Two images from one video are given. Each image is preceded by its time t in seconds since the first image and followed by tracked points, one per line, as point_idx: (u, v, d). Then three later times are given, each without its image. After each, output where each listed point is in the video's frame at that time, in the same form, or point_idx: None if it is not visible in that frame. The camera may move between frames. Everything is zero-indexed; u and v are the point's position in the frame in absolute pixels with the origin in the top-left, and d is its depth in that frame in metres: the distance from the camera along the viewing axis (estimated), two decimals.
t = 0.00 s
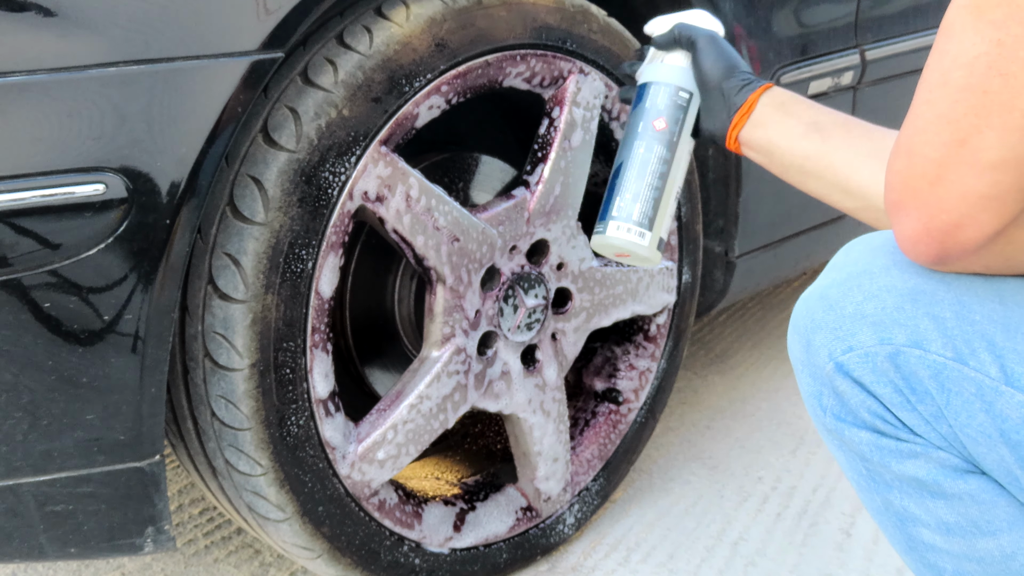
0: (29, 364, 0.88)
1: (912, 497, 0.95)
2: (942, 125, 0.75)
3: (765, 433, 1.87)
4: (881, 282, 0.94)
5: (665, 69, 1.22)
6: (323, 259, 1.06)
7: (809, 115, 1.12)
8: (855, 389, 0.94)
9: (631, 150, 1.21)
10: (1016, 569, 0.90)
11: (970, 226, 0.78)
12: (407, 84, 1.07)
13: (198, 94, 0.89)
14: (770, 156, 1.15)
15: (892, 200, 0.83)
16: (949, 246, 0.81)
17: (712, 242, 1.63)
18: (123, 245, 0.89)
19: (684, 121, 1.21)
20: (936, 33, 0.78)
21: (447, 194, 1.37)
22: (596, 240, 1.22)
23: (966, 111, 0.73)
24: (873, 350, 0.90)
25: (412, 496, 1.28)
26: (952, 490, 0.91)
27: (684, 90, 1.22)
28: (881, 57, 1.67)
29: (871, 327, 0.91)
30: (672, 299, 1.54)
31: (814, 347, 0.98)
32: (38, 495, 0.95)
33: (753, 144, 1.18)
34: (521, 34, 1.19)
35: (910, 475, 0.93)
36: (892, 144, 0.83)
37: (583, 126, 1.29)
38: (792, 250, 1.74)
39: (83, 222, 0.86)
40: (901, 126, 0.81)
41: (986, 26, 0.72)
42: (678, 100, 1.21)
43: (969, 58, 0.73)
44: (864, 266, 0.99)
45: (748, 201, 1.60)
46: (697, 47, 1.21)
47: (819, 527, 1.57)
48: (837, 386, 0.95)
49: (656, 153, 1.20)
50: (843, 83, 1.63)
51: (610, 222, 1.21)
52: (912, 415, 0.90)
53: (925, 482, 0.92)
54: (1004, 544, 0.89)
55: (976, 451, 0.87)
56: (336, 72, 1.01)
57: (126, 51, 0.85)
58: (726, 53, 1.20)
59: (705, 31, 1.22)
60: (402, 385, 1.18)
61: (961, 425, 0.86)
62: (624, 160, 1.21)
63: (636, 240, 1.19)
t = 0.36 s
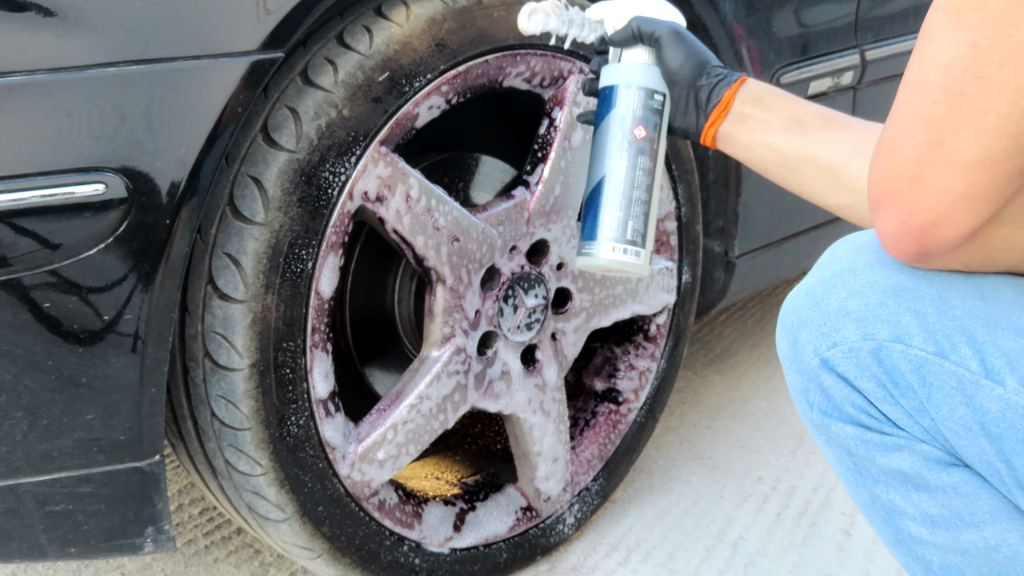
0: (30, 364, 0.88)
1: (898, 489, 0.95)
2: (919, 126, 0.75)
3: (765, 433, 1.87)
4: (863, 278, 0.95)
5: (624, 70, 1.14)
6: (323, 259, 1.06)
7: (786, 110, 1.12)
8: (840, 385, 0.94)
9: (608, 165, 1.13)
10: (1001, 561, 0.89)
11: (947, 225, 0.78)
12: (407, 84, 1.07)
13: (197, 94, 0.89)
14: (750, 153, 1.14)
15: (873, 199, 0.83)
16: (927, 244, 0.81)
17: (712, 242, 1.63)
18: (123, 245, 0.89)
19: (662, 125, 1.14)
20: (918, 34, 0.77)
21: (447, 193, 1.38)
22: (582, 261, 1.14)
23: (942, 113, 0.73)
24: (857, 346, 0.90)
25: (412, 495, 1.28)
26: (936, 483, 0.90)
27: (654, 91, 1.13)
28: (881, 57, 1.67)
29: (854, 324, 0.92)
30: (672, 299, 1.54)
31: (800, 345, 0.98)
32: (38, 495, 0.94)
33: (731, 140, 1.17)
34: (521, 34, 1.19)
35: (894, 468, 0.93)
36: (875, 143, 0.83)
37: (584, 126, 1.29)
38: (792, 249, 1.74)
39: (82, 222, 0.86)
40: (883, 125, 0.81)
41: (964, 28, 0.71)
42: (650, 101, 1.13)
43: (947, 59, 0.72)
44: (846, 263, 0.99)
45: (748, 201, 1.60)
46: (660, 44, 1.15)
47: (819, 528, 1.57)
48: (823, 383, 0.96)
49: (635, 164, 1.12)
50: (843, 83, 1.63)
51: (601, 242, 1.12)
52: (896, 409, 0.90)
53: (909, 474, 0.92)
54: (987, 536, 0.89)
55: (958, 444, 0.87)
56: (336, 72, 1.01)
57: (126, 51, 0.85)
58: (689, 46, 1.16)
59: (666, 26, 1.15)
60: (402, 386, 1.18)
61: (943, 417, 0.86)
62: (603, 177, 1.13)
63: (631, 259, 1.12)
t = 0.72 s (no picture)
0: (29, 364, 0.88)
1: (907, 496, 0.93)
2: (922, 133, 0.74)
3: (765, 433, 1.87)
4: (873, 281, 0.92)
5: (620, 76, 1.24)
6: (323, 259, 1.06)
7: (762, 124, 1.19)
8: (848, 389, 0.92)
9: (576, 161, 1.23)
10: (1011, 569, 0.88)
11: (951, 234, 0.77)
12: (407, 84, 1.07)
13: (197, 94, 0.89)
14: (721, 164, 1.22)
15: (875, 208, 0.81)
16: (930, 255, 0.80)
17: (712, 242, 1.64)
18: (123, 245, 0.89)
19: (634, 131, 1.24)
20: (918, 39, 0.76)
21: (447, 193, 1.38)
22: (530, 249, 1.23)
23: (946, 119, 0.72)
24: (867, 350, 0.89)
25: (412, 496, 1.28)
26: (946, 490, 0.89)
27: (637, 99, 1.23)
28: (881, 57, 1.67)
29: (864, 327, 0.90)
30: (672, 299, 1.54)
31: (807, 348, 0.96)
32: (38, 495, 0.94)
33: (702, 152, 1.25)
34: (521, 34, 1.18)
35: (904, 475, 0.91)
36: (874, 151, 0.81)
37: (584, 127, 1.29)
38: (792, 250, 1.74)
39: (82, 222, 0.86)
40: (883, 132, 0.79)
41: (969, 31, 0.70)
42: (631, 109, 1.23)
43: (951, 64, 0.71)
44: (854, 264, 0.97)
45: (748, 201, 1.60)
46: (652, 51, 1.25)
47: (819, 528, 1.57)
48: (831, 386, 0.94)
49: (599, 164, 1.22)
50: (843, 83, 1.63)
51: (548, 232, 1.22)
52: (906, 415, 0.89)
53: (919, 481, 0.91)
54: (998, 544, 0.88)
55: (970, 450, 0.86)
56: (336, 72, 1.01)
57: (126, 51, 0.85)
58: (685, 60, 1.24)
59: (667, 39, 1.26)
60: (402, 386, 1.18)
61: (955, 424, 0.85)
62: (569, 172, 1.23)
63: (571, 252, 1.21)
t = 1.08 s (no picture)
0: (29, 364, 0.88)
1: (910, 507, 0.94)
2: (923, 146, 0.73)
3: (765, 433, 1.87)
4: (874, 288, 0.92)
5: (597, 64, 1.20)
6: (323, 259, 1.06)
7: (751, 134, 1.17)
8: (852, 400, 0.91)
9: (548, 153, 1.21)
10: None
11: (953, 249, 0.76)
12: (407, 84, 1.08)
13: (196, 94, 0.89)
14: (709, 173, 1.20)
15: (875, 222, 0.81)
16: (932, 270, 0.79)
17: (712, 242, 1.64)
18: (123, 245, 0.89)
19: (613, 126, 1.22)
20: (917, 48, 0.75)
21: (447, 193, 1.38)
22: (495, 241, 1.22)
23: (948, 132, 0.71)
24: (870, 359, 0.88)
25: (412, 496, 1.28)
26: (952, 500, 0.89)
27: (617, 94, 1.21)
28: (881, 57, 1.67)
29: (867, 336, 0.89)
30: (672, 299, 1.54)
31: (808, 357, 0.96)
32: (38, 495, 0.94)
33: (685, 157, 1.23)
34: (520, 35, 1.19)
35: (909, 485, 0.91)
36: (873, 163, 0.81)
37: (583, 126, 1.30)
38: (792, 250, 1.74)
39: (82, 222, 0.86)
40: (882, 144, 0.79)
41: (972, 41, 0.69)
42: (609, 103, 1.21)
43: (952, 75, 0.70)
44: (854, 272, 0.96)
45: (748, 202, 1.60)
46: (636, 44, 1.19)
47: (819, 528, 1.57)
48: (833, 397, 0.93)
49: (576, 160, 1.21)
50: (843, 83, 1.63)
51: (515, 227, 1.20)
52: (912, 425, 0.88)
53: (924, 492, 0.91)
54: (1005, 554, 0.88)
55: (977, 459, 0.86)
56: (336, 72, 1.01)
57: (126, 51, 0.85)
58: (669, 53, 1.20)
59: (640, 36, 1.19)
60: (402, 386, 1.18)
61: (962, 432, 0.85)
62: (541, 164, 1.21)
63: (539, 251, 1.21)
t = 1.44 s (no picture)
0: (29, 364, 0.88)
1: (904, 517, 0.93)
2: (908, 157, 0.73)
3: (765, 433, 1.87)
4: (863, 297, 0.92)
5: (531, 136, 1.14)
6: (323, 259, 1.06)
7: (722, 189, 1.24)
8: (843, 411, 0.91)
9: (507, 238, 1.13)
10: None
11: (942, 263, 0.76)
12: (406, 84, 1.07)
13: (196, 95, 0.89)
14: (676, 234, 1.26)
15: (861, 237, 0.81)
16: (920, 284, 0.79)
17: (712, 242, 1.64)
18: (123, 245, 0.89)
19: (572, 197, 1.16)
20: (900, 60, 0.75)
21: (447, 193, 1.38)
22: (473, 343, 1.15)
23: (933, 143, 0.71)
24: (861, 370, 0.88)
25: (412, 496, 1.28)
26: (946, 511, 0.89)
27: (571, 162, 1.15)
28: (881, 57, 1.67)
29: (857, 346, 0.89)
30: (672, 299, 1.54)
31: (797, 368, 0.96)
32: (38, 495, 0.94)
33: (656, 222, 1.27)
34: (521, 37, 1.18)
35: (903, 496, 0.91)
36: (857, 178, 0.81)
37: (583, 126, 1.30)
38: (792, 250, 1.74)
39: (83, 222, 0.86)
40: (865, 158, 0.79)
41: (955, 50, 0.69)
42: (564, 173, 1.14)
43: (936, 86, 0.70)
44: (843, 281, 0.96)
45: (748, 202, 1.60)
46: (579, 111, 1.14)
47: (819, 528, 1.57)
48: (825, 407, 0.93)
49: (542, 239, 1.14)
50: (843, 83, 1.63)
51: (500, 327, 1.13)
52: (905, 435, 0.88)
53: (918, 502, 0.90)
54: (1000, 564, 0.88)
55: (971, 469, 0.85)
56: (336, 72, 1.01)
57: (126, 51, 0.85)
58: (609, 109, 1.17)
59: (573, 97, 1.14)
60: (402, 386, 1.18)
61: (956, 442, 0.85)
62: (505, 250, 1.13)
63: (527, 346, 1.14)
